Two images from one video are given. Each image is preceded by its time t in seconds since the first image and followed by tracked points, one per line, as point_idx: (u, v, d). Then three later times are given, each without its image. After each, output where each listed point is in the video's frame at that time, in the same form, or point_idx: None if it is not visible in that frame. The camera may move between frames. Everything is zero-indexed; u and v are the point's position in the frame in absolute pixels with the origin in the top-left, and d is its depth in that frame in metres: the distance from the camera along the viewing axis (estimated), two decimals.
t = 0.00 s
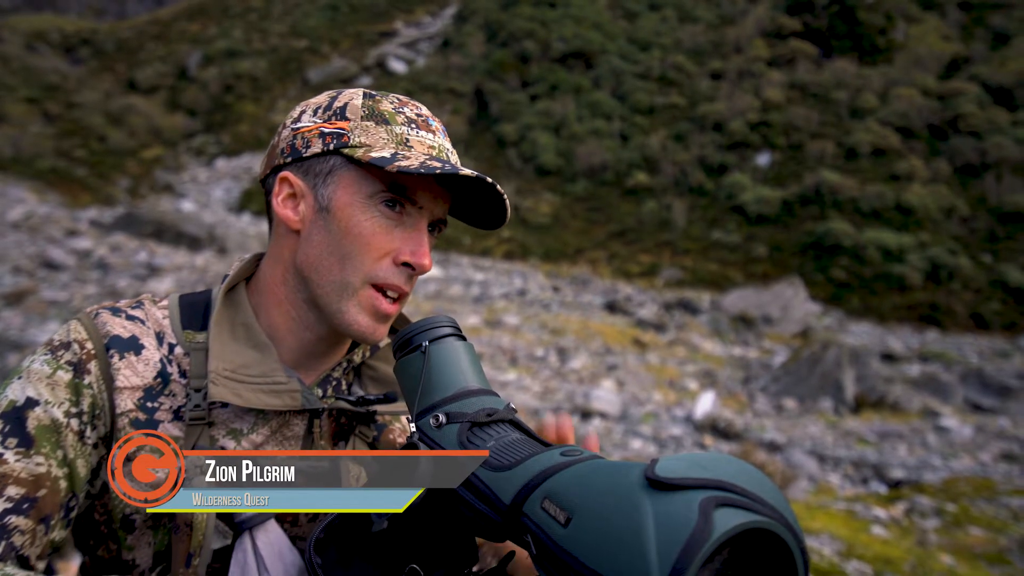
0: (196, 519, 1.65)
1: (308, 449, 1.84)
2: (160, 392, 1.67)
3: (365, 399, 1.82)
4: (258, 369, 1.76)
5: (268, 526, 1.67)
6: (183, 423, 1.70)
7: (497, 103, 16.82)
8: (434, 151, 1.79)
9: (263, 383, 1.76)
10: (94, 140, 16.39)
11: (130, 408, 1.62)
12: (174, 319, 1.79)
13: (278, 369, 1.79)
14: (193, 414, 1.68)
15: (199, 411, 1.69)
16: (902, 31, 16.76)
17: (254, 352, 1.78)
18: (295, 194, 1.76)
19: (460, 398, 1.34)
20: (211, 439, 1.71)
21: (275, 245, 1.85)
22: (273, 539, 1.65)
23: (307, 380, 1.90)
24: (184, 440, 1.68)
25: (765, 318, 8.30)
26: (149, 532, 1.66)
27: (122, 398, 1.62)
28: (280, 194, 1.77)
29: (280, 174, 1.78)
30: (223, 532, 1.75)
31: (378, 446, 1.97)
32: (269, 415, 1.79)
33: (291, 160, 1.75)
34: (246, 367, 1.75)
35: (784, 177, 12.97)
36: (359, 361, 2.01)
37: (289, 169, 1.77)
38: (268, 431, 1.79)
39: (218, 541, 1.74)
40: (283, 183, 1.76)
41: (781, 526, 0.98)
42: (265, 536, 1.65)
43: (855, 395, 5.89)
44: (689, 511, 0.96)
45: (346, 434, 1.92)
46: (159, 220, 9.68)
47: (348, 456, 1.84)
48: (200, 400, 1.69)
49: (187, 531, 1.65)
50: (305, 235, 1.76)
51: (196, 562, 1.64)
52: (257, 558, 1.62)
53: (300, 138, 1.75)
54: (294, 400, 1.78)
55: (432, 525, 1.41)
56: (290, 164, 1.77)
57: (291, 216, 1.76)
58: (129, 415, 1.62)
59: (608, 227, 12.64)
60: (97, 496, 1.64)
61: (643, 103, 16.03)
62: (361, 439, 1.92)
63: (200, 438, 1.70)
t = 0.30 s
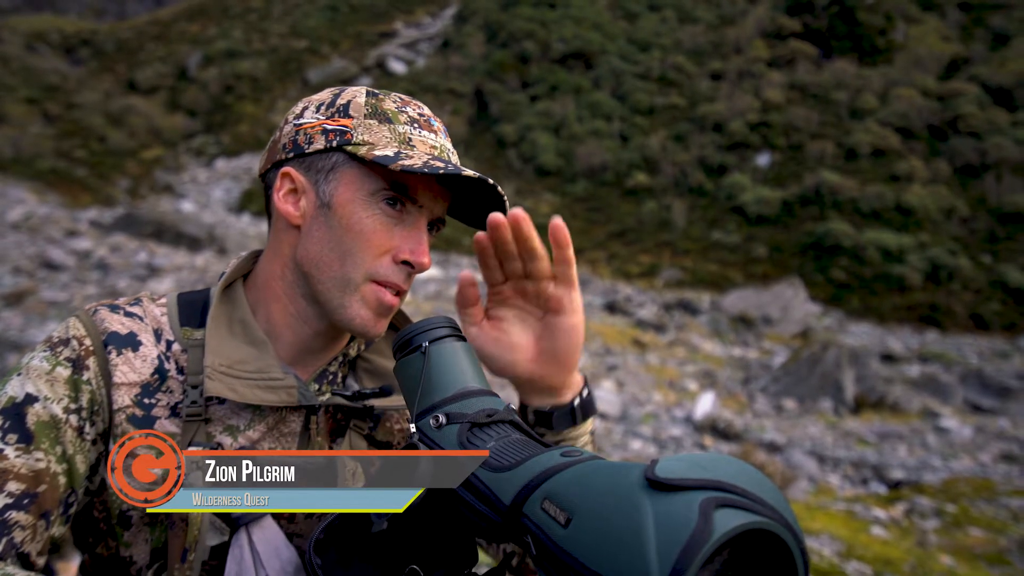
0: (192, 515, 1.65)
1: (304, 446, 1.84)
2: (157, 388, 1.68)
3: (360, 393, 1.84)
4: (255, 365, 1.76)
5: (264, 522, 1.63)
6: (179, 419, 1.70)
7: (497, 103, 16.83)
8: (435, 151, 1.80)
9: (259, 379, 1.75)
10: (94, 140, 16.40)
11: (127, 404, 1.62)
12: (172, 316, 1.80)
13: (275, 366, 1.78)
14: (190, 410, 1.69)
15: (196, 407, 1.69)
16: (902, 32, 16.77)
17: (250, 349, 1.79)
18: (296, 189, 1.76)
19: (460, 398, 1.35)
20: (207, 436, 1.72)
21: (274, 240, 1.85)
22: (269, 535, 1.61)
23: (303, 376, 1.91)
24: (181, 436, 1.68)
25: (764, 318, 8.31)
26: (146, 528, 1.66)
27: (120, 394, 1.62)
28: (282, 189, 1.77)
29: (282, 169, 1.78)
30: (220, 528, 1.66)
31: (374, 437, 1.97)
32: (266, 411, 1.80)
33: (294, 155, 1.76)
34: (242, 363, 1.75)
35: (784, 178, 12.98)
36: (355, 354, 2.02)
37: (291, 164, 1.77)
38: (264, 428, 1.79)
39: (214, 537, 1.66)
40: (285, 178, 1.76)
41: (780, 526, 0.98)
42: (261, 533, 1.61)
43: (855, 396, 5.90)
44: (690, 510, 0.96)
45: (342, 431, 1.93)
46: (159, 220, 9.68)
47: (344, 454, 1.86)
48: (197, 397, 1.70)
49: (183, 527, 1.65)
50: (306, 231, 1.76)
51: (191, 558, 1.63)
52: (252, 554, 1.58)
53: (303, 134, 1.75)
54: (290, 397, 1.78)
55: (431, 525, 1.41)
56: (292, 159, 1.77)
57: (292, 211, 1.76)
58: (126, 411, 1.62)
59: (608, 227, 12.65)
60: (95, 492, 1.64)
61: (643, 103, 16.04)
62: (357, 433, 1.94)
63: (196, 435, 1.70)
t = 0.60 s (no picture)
0: (188, 515, 1.64)
1: (302, 445, 1.83)
2: (153, 388, 1.67)
3: (357, 392, 1.86)
4: (250, 364, 1.75)
5: (261, 522, 1.64)
6: (176, 419, 1.69)
7: (498, 104, 16.83)
8: (433, 150, 1.81)
9: (254, 378, 1.75)
10: (95, 141, 16.40)
11: (124, 404, 1.62)
12: (168, 316, 1.80)
13: (270, 364, 1.77)
14: (186, 411, 1.68)
15: (192, 407, 1.68)
16: (902, 32, 16.76)
17: (245, 347, 1.78)
18: (294, 188, 1.76)
19: (460, 399, 1.34)
20: (204, 436, 1.71)
21: (271, 238, 1.85)
22: (266, 535, 1.62)
23: (300, 374, 1.91)
24: (178, 436, 1.68)
25: (765, 319, 8.31)
26: (142, 529, 1.65)
27: (116, 394, 1.62)
28: (280, 187, 1.77)
29: (279, 167, 1.78)
30: (217, 528, 1.66)
31: (371, 434, 1.95)
32: (262, 411, 1.79)
33: (292, 154, 1.76)
34: (238, 361, 1.74)
35: (784, 178, 12.98)
36: (350, 352, 2.01)
37: (288, 163, 1.77)
38: (260, 428, 1.78)
39: (211, 537, 1.66)
40: (283, 176, 1.76)
41: (781, 527, 0.98)
42: (258, 533, 1.61)
43: (856, 396, 5.90)
44: (690, 511, 0.96)
45: (338, 429, 1.92)
46: (159, 221, 9.69)
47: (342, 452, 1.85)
48: (193, 397, 1.69)
49: (179, 527, 1.65)
50: (303, 229, 1.76)
51: (188, 558, 1.63)
52: (249, 554, 1.59)
53: (301, 133, 1.75)
54: (285, 396, 1.76)
55: (432, 525, 1.41)
56: (290, 158, 1.77)
57: (289, 209, 1.76)
58: (122, 412, 1.62)
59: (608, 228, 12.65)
60: (93, 494, 1.64)
61: (643, 104, 16.04)
62: (354, 430, 1.93)
63: (193, 436, 1.69)
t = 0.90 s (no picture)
0: (195, 517, 1.64)
1: (307, 447, 1.84)
2: (160, 390, 1.67)
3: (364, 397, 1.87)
4: (258, 367, 1.76)
5: (265, 525, 1.65)
6: (183, 421, 1.70)
7: (498, 105, 16.83)
8: (433, 147, 1.81)
9: (263, 381, 1.76)
10: (95, 141, 16.41)
11: (131, 406, 1.62)
12: (175, 317, 1.80)
13: (277, 368, 1.79)
14: (193, 412, 1.69)
15: (198, 409, 1.69)
16: (903, 33, 16.76)
17: (254, 350, 1.79)
18: (296, 192, 1.76)
19: (461, 399, 1.34)
20: (211, 438, 1.71)
21: (277, 241, 1.85)
22: (271, 538, 1.63)
23: (306, 378, 1.92)
24: (184, 439, 1.68)
25: (766, 320, 8.31)
26: (148, 530, 1.65)
27: (123, 396, 1.62)
28: (282, 192, 1.77)
29: (281, 171, 1.78)
30: (221, 530, 1.67)
31: (376, 441, 1.97)
32: (269, 414, 1.80)
33: (293, 158, 1.76)
34: (245, 365, 1.76)
35: (785, 179, 12.98)
36: (356, 357, 2.01)
37: (290, 167, 1.77)
38: (267, 430, 1.79)
39: (217, 540, 1.67)
40: (285, 180, 1.76)
41: (781, 527, 0.98)
42: (263, 535, 1.63)
43: (856, 397, 5.90)
44: (691, 511, 0.96)
45: (344, 434, 1.92)
46: (160, 221, 9.69)
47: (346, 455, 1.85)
48: (201, 399, 1.70)
49: (186, 529, 1.65)
50: (307, 233, 1.76)
51: (195, 560, 1.62)
52: (254, 556, 1.61)
53: (301, 135, 1.75)
54: (294, 399, 1.79)
55: (431, 528, 1.40)
56: (291, 162, 1.77)
57: (293, 214, 1.77)
58: (129, 413, 1.62)
59: (609, 228, 12.65)
60: (96, 496, 1.63)
61: (644, 104, 16.04)
62: (360, 436, 1.93)
63: (199, 439, 1.70)
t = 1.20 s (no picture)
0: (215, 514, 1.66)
1: (320, 444, 1.83)
2: (183, 386, 1.68)
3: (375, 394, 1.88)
4: (287, 361, 1.80)
5: (282, 518, 1.65)
6: (204, 416, 1.70)
7: (498, 105, 16.82)
8: (426, 153, 1.76)
9: (291, 374, 1.80)
10: (95, 141, 16.40)
11: (157, 401, 1.63)
12: (196, 311, 1.81)
13: (303, 363, 1.82)
14: (215, 405, 1.70)
15: (220, 401, 1.71)
16: (903, 33, 16.76)
17: (278, 346, 1.82)
18: (302, 212, 1.78)
19: (462, 399, 1.34)
20: (231, 431, 1.73)
21: (292, 259, 1.87)
22: (287, 531, 1.63)
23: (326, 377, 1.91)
24: (201, 433, 1.69)
25: (766, 320, 8.31)
26: (164, 523, 1.67)
27: (151, 390, 1.63)
28: (290, 214, 1.80)
29: (289, 193, 1.81)
30: (238, 523, 1.68)
31: (388, 436, 1.91)
32: (288, 408, 1.81)
33: (296, 178, 1.78)
34: (274, 359, 1.79)
35: (785, 180, 12.97)
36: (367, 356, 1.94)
37: (296, 187, 1.79)
38: (286, 425, 1.80)
39: (234, 531, 1.68)
40: (292, 202, 1.79)
41: (782, 527, 0.98)
42: (279, 528, 1.63)
43: (856, 398, 5.90)
44: (692, 512, 0.96)
45: (356, 429, 1.90)
46: (160, 222, 9.69)
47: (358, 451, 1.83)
48: (222, 391, 1.72)
49: (207, 519, 1.67)
50: (314, 251, 1.77)
51: (214, 549, 1.64)
52: (271, 547, 1.61)
53: (303, 155, 1.77)
54: (317, 394, 1.82)
55: (434, 527, 1.41)
56: (296, 182, 1.79)
57: (300, 234, 1.78)
58: (156, 408, 1.63)
59: (609, 229, 12.64)
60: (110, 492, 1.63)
61: (644, 105, 16.05)
62: (371, 430, 1.90)
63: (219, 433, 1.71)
